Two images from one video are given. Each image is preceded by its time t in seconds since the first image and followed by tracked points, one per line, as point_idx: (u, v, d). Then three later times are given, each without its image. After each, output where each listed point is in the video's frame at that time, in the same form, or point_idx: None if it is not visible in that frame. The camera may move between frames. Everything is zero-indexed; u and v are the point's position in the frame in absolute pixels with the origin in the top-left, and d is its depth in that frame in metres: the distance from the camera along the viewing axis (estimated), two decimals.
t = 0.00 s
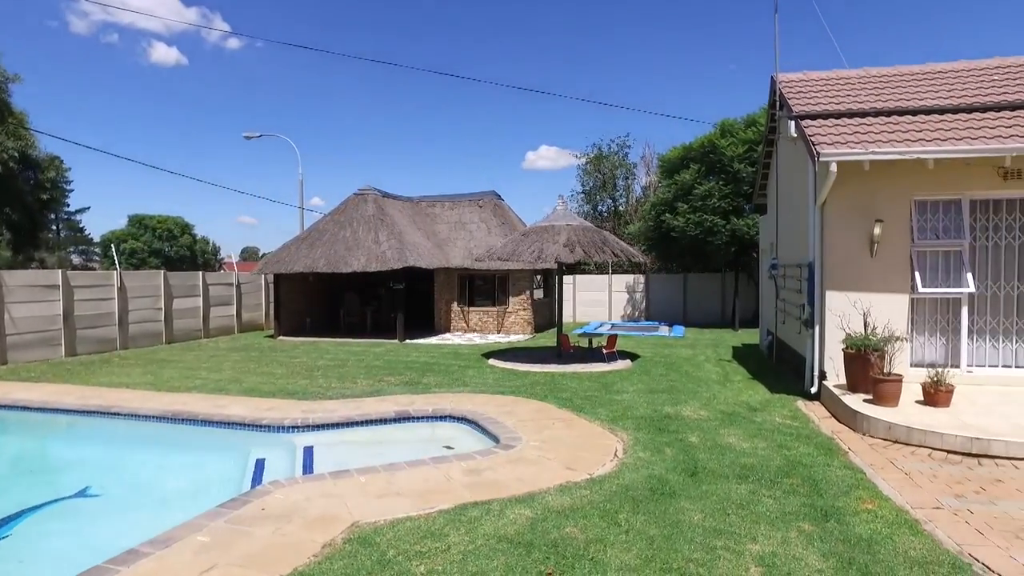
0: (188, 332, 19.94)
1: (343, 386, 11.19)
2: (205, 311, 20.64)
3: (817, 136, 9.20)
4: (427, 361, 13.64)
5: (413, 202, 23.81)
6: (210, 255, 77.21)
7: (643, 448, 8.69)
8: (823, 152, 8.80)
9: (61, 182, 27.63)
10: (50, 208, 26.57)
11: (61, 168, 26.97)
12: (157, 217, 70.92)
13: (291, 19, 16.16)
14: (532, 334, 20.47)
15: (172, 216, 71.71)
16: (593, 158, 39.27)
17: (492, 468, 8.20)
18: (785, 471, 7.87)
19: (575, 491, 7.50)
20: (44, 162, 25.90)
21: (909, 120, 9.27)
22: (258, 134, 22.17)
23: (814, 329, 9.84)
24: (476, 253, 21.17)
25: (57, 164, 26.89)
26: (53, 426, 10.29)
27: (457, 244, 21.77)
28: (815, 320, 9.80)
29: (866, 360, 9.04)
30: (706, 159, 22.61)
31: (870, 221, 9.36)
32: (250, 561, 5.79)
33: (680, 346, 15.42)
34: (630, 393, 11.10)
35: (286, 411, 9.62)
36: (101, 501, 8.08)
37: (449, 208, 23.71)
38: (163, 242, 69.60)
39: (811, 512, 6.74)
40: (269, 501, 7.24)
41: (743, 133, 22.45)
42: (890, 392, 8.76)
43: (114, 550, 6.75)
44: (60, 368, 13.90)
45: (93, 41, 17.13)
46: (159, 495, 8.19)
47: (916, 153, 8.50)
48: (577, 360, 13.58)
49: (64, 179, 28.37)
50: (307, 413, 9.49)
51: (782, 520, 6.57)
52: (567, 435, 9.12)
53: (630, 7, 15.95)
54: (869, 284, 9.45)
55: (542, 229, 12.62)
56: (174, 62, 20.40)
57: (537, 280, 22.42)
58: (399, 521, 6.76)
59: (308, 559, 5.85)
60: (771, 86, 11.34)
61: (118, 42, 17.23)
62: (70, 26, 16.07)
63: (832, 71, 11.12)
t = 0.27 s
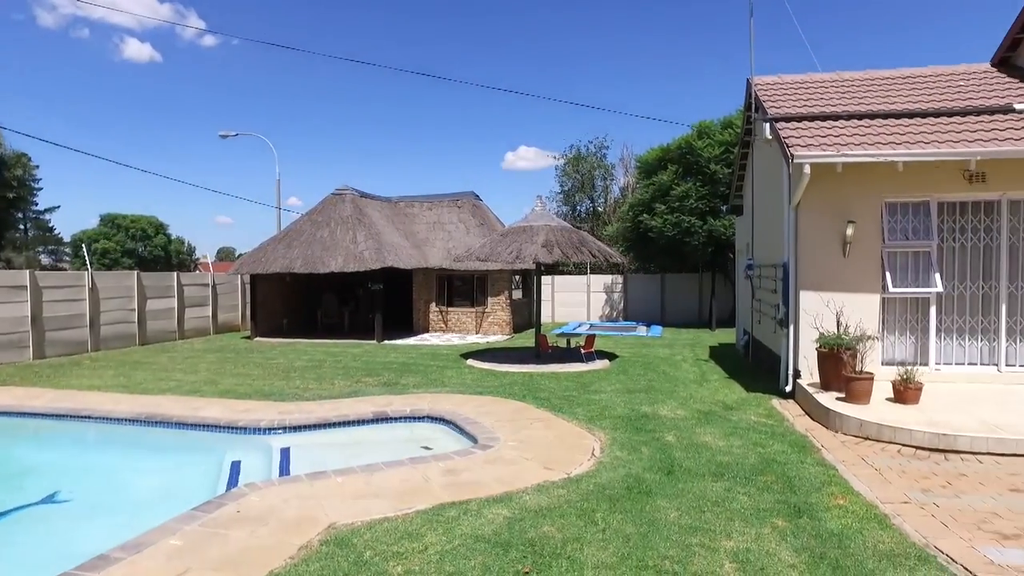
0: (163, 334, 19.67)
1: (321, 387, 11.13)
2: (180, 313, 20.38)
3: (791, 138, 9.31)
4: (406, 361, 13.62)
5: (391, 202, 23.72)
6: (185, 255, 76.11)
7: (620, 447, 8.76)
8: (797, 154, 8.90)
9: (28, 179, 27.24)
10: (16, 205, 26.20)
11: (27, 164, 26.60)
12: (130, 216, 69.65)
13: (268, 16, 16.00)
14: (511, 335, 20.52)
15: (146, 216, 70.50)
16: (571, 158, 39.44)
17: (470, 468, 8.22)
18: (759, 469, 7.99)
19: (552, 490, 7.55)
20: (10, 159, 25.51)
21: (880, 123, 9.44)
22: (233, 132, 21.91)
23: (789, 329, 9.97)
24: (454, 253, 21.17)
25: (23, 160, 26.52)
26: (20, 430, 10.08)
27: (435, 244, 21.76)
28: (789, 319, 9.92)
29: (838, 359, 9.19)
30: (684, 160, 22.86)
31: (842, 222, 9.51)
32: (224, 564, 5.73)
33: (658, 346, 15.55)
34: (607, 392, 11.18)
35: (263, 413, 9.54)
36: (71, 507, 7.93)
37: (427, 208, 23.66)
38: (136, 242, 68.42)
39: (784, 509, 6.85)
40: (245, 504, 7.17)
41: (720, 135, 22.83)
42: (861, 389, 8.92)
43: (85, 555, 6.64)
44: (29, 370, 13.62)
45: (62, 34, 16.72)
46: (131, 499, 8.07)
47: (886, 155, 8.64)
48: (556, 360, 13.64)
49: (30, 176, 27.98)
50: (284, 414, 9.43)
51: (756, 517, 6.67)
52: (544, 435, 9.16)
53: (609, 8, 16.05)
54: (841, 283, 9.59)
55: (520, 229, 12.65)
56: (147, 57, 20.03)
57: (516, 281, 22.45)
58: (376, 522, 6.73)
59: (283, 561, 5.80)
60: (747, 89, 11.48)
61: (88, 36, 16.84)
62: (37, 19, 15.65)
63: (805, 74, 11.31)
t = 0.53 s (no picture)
0: (133, 335, 19.35)
1: (297, 389, 11.05)
2: (151, 314, 20.07)
3: (765, 140, 9.41)
4: (383, 362, 13.57)
5: (368, 202, 23.58)
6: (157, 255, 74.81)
7: (596, 447, 8.83)
8: (770, 156, 9.00)
9: None
10: None
11: None
12: (100, 216, 68.24)
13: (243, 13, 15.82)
14: (488, 335, 20.55)
15: (116, 215, 69.15)
16: (548, 159, 39.59)
17: (447, 469, 8.22)
18: (733, 466, 8.11)
19: (528, 490, 7.58)
20: None
21: (850, 127, 9.61)
22: (207, 131, 21.63)
23: (762, 329, 10.08)
24: (431, 254, 21.13)
25: None
26: None
27: (412, 245, 21.70)
28: (763, 320, 10.04)
29: (811, 358, 9.34)
30: (660, 161, 23.09)
31: (814, 223, 9.66)
32: (197, 569, 5.65)
33: (634, 346, 15.68)
34: (584, 392, 11.25)
35: (237, 415, 9.44)
36: (38, 513, 7.76)
37: (404, 209, 23.57)
38: (106, 242, 67.08)
39: (757, 505, 6.98)
40: (219, 507, 7.08)
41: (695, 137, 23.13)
42: (832, 388, 9.09)
43: (52, 562, 6.50)
44: None
45: (29, 29, 16.33)
46: (100, 504, 7.93)
47: (856, 158, 8.78)
48: (533, 360, 13.69)
49: None
50: (259, 416, 9.34)
51: (730, 514, 6.78)
52: (521, 435, 9.20)
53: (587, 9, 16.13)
54: (814, 284, 9.74)
55: (497, 230, 12.67)
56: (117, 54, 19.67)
57: (493, 281, 22.50)
58: (352, 524, 6.69)
59: (257, 565, 5.74)
60: (722, 92, 11.60)
61: (56, 31, 16.48)
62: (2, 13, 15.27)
63: (777, 78, 11.48)
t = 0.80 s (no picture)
0: (100, 337, 18.97)
1: (269, 391, 10.94)
2: (119, 315, 19.70)
3: (737, 142, 9.53)
4: (357, 363, 13.49)
5: (342, 202, 23.42)
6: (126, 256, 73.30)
7: (570, 446, 8.89)
8: (742, 158, 9.11)
9: None
10: None
11: None
12: (65, 215, 66.60)
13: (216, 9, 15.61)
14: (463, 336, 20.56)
15: (83, 214, 67.63)
16: (524, 160, 39.67)
17: (421, 470, 8.22)
18: (705, 464, 8.23)
19: (502, 490, 7.62)
20: None
21: (819, 130, 9.78)
22: (177, 129, 21.29)
23: (734, 329, 10.21)
24: (406, 254, 21.06)
25: None
26: None
27: (386, 245, 21.61)
28: (735, 320, 10.17)
29: (781, 357, 9.51)
30: (634, 163, 23.28)
31: (784, 224, 9.82)
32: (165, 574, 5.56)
33: (609, 346, 15.80)
34: (559, 392, 11.32)
35: (207, 418, 9.32)
36: None
37: (379, 209, 23.46)
38: (72, 241, 65.56)
39: (728, 503, 7.09)
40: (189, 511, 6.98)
41: (670, 138, 23.37)
42: (802, 386, 9.25)
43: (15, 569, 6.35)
44: None
45: None
46: (66, 510, 7.76)
47: (824, 161, 8.94)
48: (509, 360, 13.72)
49: None
50: (230, 419, 9.24)
51: (702, 511, 6.88)
52: (495, 435, 9.23)
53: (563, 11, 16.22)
54: (784, 284, 9.90)
55: (472, 230, 12.68)
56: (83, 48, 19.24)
57: (469, 282, 22.52)
58: (325, 526, 6.64)
59: (228, 569, 5.66)
60: (695, 94, 11.72)
61: (20, 24, 16.07)
62: None
63: (749, 81, 11.65)
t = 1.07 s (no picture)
0: (64, 339, 18.54)
1: (240, 393, 10.81)
2: (84, 317, 19.28)
3: (708, 144, 9.64)
4: (330, 364, 13.39)
5: (315, 202, 23.24)
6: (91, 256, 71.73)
7: (543, 446, 8.92)
8: (713, 159, 9.21)
9: None
10: None
11: None
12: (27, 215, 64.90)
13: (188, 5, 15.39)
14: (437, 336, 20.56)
15: (46, 214, 66.02)
16: (498, 160, 39.80)
17: (394, 471, 8.18)
18: (677, 462, 8.32)
19: (475, 490, 7.62)
20: None
21: (788, 132, 9.94)
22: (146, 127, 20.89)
23: (705, 329, 10.31)
24: (380, 255, 20.99)
25: None
26: None
27: (360, 245, 21.51)
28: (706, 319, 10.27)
29: (752, 356, 9.64)
30: (608, 163, 23.65)
31: (754, 225, 9.98)
32: None
33: (583, 346, 15.91)
34: (532, 392, 11.36)
35: (175, 421, 9.17)
36: None
37: (352, 209, 23.34)
38: (35, 242, 63.96)
39: (699, 500, 7.17)
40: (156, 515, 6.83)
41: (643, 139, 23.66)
42: (772, 385, 9.38)
43: None
44: None
45: None
46: (28, 516, 7.57)
47: (793, 163, 9.09)
48: (483, 360, 13.73)
49: None
50: (199, 421, 9.11)
51: (674, 509, 6.96)
52: (468, 435, 9.23)
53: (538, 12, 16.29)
54: (755, 284, 10.05)
55: (445, 231, 12.66)
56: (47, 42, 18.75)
57: (442, 282, 22.52)
58: (296, 529, 6.54)
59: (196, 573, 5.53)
60: (667, 97, 11.84)
61: None
62: None
63: (719, 83, 11.81)
